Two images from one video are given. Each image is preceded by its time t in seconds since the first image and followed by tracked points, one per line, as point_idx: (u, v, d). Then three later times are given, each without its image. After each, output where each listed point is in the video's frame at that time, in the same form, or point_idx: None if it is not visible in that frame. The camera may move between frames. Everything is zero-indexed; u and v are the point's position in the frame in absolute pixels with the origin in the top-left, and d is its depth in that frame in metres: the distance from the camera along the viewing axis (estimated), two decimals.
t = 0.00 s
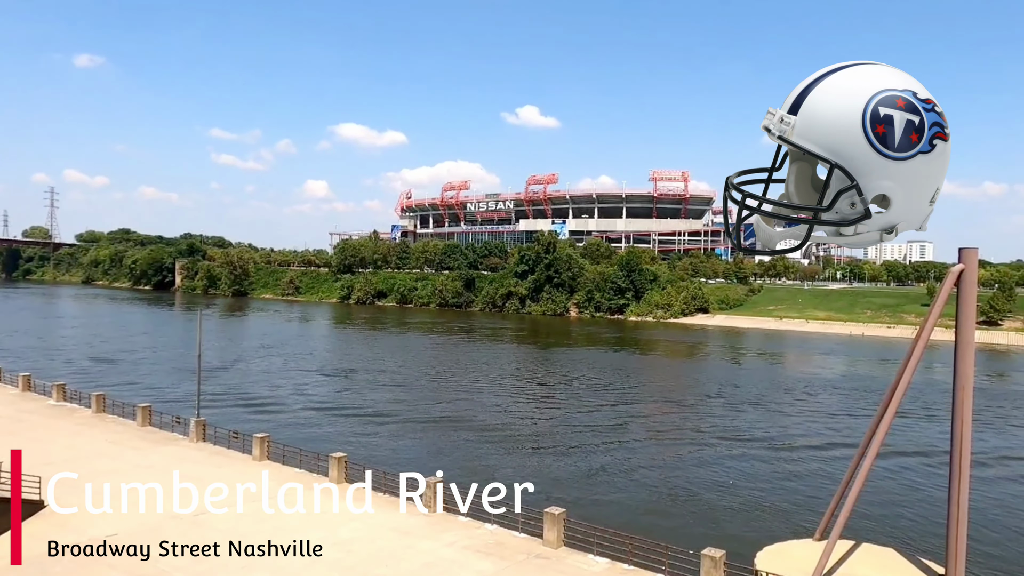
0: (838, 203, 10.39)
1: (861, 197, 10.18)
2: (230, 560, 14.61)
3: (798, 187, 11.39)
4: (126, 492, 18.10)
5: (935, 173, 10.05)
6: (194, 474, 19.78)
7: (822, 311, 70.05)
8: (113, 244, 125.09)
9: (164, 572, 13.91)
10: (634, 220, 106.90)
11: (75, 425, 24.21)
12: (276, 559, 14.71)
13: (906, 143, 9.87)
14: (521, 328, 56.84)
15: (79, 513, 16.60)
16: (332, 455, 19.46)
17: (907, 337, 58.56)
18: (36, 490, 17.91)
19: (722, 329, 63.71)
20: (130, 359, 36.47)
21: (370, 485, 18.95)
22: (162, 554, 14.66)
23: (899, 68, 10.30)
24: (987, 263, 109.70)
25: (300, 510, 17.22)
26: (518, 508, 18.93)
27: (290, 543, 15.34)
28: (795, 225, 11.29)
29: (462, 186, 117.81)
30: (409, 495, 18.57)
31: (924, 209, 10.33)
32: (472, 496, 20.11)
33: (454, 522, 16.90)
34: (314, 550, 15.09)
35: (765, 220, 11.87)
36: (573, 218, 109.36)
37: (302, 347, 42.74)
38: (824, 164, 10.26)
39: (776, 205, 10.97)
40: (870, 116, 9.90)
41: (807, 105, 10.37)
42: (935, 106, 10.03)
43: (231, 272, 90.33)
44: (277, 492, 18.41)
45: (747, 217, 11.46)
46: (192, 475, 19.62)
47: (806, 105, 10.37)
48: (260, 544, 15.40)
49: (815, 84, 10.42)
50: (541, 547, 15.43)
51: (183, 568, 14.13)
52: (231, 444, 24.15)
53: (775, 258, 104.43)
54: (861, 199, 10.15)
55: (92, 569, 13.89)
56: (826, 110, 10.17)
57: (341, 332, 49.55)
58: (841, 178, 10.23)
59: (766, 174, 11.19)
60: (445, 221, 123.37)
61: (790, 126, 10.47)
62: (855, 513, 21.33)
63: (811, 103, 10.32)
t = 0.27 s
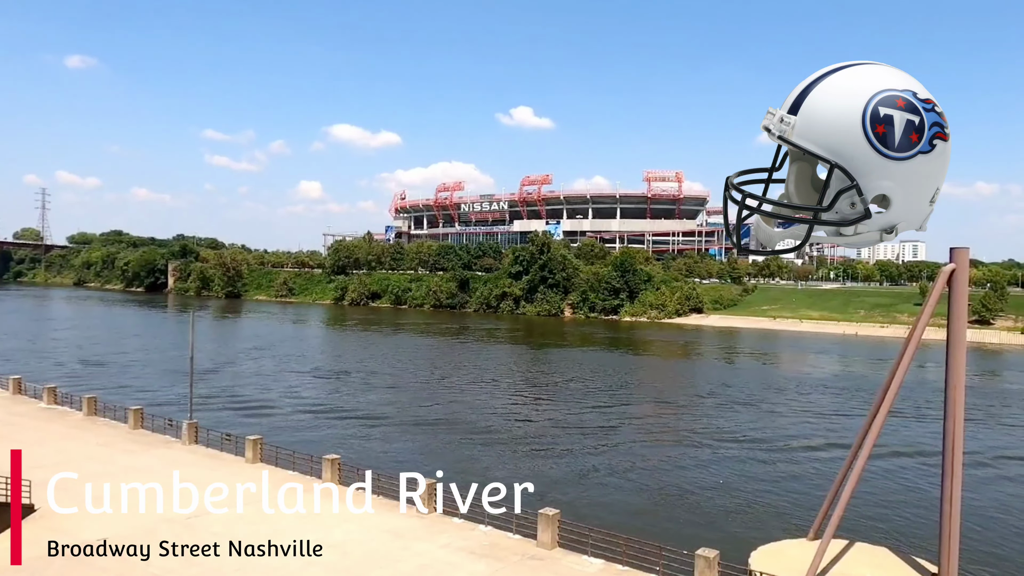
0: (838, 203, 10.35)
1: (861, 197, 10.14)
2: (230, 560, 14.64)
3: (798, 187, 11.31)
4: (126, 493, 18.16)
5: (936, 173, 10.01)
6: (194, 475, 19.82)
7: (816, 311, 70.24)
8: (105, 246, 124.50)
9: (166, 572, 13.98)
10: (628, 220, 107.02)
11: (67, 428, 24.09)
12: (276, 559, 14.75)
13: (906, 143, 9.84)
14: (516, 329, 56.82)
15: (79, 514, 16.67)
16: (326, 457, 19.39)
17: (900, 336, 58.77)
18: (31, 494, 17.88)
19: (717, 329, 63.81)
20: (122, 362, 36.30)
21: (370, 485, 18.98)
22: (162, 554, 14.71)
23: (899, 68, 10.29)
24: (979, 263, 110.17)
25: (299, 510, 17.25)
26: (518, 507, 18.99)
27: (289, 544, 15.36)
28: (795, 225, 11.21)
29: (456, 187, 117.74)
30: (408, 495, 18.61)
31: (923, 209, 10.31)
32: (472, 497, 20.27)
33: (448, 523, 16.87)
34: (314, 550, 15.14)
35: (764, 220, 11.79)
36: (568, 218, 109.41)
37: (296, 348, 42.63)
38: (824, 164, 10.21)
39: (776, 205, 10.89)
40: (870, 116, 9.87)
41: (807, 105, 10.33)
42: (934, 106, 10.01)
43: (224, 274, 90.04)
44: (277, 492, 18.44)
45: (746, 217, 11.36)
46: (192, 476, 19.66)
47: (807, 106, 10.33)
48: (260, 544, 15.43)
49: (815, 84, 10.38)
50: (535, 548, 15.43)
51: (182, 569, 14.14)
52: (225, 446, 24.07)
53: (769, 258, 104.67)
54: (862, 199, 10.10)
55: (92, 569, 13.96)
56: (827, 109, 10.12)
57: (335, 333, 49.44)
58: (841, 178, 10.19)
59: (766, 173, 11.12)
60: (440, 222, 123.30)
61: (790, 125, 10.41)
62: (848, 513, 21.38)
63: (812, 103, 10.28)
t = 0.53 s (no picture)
0: (837, 203, 10.32)
1: (861, 197, 10.12)
2: (230, 561, 14.45)
3: (798, 187, 11.29)
4: (126, 492, 17.97)
5: (934, 172, 10.01)
6: (194, 474, 19.61)
7: (812, 312, 70.24)
8: (99, 244, 123.72)
9: (167, 572, 13.79)
10: (624, 220, 106.95)
11: (57, 427, 23.83)
12: (276, 559, 14.57)
13: (906, 142, 9.79)
14: (512, 329, 56.59)
15: (79, 513, 16.47)
16: (319, 457, 19.17)
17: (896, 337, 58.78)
18: (26, 494, 17.61)
19: (713, 329, 63.74)
20: (114, 361, 35.98)
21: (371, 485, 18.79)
22: (162, 555, 14.53)
23: (898, 68, 10.23)
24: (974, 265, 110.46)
25: (299, 510, 17.07)
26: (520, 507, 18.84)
27: (287, 544, 15.16)
28: (795, 225, 11.19)
29: (452, 187, 117.46)
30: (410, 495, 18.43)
31: (923, 209, 10.29)
32: (471, 498, 20.12)
33: (441, 524, 16.64)
34: (314, 550, 14.97)
35: (764, 220, 11.75)
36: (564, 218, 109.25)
37: (291, 348, 42.35)
38: (824, 164, 10.19)
39: (776, 205, 10.86)
40: (870, 116, 9.82)
41: (807, 105, 10.27)
42: (934, 106, 9.97)
43: (219, 272, 89.52)
44: (277, 491, 18.25)
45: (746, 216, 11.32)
46: (192, 476, 19.46)
47: (806, 106, 10.28)
48: (260, 544, 15.26)
49: (815, 84, 10.32)
50: (529, 550, 15.23)
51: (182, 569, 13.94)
52: (216, 446, 23.82)
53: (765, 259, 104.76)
54: (862, 199, 10.09)
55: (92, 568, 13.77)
56: (827, 109, 10.07)
57: (330, 332, 49.16)
58: (841, 178, 10.16)
59: (767, 173, 11.10)
60: (436, 221, 123.02)
61: (791, 125, 10.37)
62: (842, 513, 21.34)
63: (811, 103, 10.23)
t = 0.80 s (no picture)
0: (837, 203, 10.36)
1: (861, 197, 10.16)
2: (230, 561, 14.52)
3: (798, 187, 11.35)
4: (126, 492, 18.04)
5: (935, 173, 10.02)
6: (194, 475, 19.67)
7: (802, 311, 70.69)
8: (87, 244, 122.93)
9: (168, 571, 13.86)
10: (615, 220, 107.21)
11: (45, 428, 23.74)
12: (276, 558, 14.65)
13: (906, 142, 9.82)
14: (503, 328, 56.67)
15: (79, 513, 16.55)
16: (308, 457, 19.21)
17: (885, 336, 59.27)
18: (25, 494, 17.67)
19: (704, 328, 64.06)
20: (103, 361, 35.85)
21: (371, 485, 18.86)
22: (163, 555, 14.59)
23: (899, 68, 10.26)
24: (962, 264, 111.46)
25: (299, 510, 17.16)
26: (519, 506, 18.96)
27: (286, 544, 15.22)
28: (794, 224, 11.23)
29: (443, 186, 117.42)
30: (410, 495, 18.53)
31: (923, 209, 10.30)
32: (471, 498, 20.29)
33: (431, 524, 16.70)
34: (314, 550, 15.03)
35: (765, 219, 11.81)
36: (555, 218, 109.42)
37: (281, 347, 42.30)
38: (824, 164, 10.24)
39: (775, 205, 10.92)
40: (870, 116, 9.86)
41: (807, 105, 10.33)
42: (934, 106, 9.98)
43: (209, 272, 89.15)
44: (277, 491, 18.33)
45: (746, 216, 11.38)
46: (192, 477, 19.50)
47: (806, 106, 10.33)
48: (260, 544, 15.34)
49: (815, 85, 10.38)
50: (519, 549, 15.34)
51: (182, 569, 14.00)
52: (205, 447, 23.83)
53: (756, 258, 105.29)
54: (862, 199, 10.12)
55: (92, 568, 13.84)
56: (827, 109, 10.13)
57: (321, 332, 49.15)
58: (841, 178, 10.20)
59: (767, 173, 11.16)
60: (427, 221, 122.95)
61: (791, 125, 10.43)
62: (830, 511, 21.58)
63: (812, 103, 10.27)
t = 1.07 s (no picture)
0: (838, 203, 10.47)
1: (861, 197, 10.28)
2: (230, 561, 14.73)
3: (798, 187, 11.47)
4: (127, 492, 18.24)
5: (935, 173, 10.16)
6: (194, 475, 19.85)
7: (784, 309, 71.56)
8: (68, 244, 121.84)
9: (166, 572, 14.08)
10: (600, 219, 107.71)
11: (28, 430, 23.73)
12: (276, 558, 14.87)
13: (906, 142, 9.95)
14: (488, 327, 56.95)
15: (80, 512, 16.77)
16: (292, 457, 19.41)
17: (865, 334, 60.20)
18: (26, 495, 17.89)
19: (688, 327, 64.64)
20: (85, 362, 35.75)
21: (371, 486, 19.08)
22: (162, 555, 14.82)
23: (899, 68, 10.40)
24: (941, 262, 113.10)
25: (299, 510, 17.37)
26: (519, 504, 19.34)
27: (286, 544, 15.43)
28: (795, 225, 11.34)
29: (428, 185, 117.46)
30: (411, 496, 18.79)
31: (923, 209, 10.42)
32: (472, 497, 20.70)
33: (415, 523, 16.97)
34: (314, 550, 15.26)
35: (765, 220, 11.92)
36: (540, 216, 109.81)
37: (265, 347, 42.34)
38: (824, 164, 10.35)
39: (775, 205, 11.03)
40: (870, 116, 9.98)
41: (807, 105, 10.43)
42: (934, 106, 10.14)
43: (192, 272, 88.68)
44: (277, 491, 18.52)
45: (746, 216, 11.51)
46: (192, 476, 19.68)
47: (806, 105, 10.43)
48: (260, 544, 15.56)
49: (815, 84, 10.49)
50: (503, 548, 15.65)
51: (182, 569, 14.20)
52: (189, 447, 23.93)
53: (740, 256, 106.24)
54: (862, 199, 10.24)
55: (92, 568, 14.06)
56: (827, 109, 10.24)
57: (305, 332, 49.19)
58: (841, 178, 10.31)
59: (768, 173, 11.35)
60: (411, 220, 122.84)
61: (790, 125, 10.53)
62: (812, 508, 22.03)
63: (812, 103, 10.38)
